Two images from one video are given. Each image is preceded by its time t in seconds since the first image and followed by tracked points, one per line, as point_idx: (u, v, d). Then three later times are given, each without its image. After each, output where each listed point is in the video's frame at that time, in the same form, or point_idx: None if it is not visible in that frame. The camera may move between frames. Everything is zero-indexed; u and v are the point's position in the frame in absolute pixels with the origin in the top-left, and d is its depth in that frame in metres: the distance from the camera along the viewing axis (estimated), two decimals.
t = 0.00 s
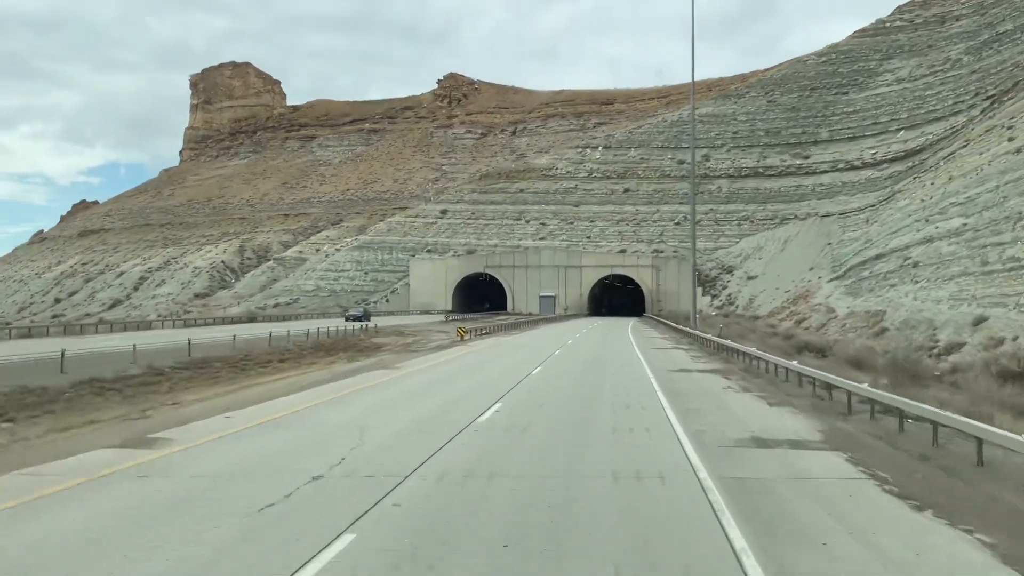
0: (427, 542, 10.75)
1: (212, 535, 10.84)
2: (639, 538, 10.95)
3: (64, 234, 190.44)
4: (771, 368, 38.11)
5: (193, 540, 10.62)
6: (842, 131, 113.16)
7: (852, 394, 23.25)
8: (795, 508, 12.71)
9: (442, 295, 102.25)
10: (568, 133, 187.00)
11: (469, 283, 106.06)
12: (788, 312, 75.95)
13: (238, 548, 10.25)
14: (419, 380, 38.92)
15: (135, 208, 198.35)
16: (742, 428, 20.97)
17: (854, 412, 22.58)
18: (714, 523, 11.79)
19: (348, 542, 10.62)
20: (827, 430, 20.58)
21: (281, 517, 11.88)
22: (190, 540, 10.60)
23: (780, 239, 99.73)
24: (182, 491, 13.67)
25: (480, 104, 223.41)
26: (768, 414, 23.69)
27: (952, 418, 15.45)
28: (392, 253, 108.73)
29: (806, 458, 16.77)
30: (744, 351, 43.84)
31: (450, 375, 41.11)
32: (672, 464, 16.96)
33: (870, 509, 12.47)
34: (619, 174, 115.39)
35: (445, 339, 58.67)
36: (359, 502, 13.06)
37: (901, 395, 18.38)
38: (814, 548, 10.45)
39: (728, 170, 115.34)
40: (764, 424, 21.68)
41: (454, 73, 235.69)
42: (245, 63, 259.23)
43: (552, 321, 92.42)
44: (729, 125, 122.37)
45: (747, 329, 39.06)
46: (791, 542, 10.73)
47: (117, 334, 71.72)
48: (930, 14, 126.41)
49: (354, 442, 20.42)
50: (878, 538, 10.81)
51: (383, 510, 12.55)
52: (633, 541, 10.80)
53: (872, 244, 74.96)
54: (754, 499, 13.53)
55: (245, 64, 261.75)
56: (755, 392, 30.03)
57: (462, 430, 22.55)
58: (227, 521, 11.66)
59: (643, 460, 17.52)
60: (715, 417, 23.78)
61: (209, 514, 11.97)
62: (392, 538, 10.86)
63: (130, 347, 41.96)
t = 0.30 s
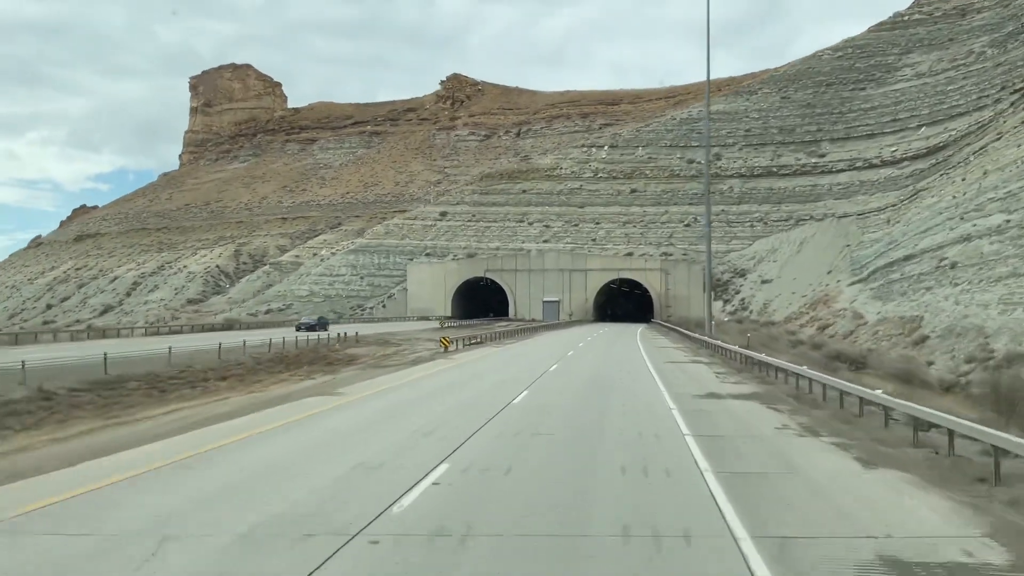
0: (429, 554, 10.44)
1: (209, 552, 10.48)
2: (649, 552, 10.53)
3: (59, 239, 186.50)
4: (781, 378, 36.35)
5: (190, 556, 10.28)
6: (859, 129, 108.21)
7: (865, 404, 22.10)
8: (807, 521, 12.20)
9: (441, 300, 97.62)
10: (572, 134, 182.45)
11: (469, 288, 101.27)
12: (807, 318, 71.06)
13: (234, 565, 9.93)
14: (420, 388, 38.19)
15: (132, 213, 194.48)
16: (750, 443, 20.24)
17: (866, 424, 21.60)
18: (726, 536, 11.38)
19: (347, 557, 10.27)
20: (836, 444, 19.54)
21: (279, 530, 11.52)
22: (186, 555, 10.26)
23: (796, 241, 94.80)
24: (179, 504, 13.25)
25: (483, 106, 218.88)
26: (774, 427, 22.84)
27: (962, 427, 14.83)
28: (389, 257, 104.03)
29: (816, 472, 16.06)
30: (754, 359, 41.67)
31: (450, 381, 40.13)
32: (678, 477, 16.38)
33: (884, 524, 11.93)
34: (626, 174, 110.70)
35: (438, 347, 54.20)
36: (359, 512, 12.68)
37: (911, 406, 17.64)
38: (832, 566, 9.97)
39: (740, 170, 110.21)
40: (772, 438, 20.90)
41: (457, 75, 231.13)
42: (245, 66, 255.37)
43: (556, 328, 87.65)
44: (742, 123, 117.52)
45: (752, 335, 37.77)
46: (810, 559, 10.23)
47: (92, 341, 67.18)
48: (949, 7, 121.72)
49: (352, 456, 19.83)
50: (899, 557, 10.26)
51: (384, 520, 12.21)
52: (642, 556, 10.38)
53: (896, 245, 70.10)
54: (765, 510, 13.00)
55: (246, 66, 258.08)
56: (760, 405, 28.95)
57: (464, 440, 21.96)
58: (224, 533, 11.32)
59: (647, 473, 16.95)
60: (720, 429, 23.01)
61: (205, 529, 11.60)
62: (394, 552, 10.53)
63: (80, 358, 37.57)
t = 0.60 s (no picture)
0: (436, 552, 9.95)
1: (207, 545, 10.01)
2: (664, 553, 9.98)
3: (54, 242, 182.69)
4: (794, 379, 34.41)
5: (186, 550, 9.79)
6: (878, 123, 102.99)
7: (876, 404, 20.97)
8: (827, 522, 11.56)
9: (440, 304, 92.86)
10: (579, 133, 177.80)
11: (469, 291, 96.43)
12: (829, 322, 66.12)
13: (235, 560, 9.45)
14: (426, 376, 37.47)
15: (129, 215, 190.48)
16: (758, 440, 19.44)
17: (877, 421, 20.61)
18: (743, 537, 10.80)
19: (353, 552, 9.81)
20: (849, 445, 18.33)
21: (278, 523, 11.01)
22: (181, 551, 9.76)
23: (814, 240, 89.79)
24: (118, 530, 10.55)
25: (488, 105, 214.18)
26: (783, 423, 21.97)
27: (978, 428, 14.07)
28: (386, 258, 99.19)
29: (832, 473, 15.24)
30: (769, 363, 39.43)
31: (453, 372, 39.15)
32: (688, 473, 15.74)
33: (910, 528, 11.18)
34: (634, 171, 105.86)
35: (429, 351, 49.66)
36: (361, 506, 12.16)
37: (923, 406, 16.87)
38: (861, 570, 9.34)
39: (752, 166, 104.70)
40: (781, 436, 20.06)
41: (461, 74, 226.41)
42: (246, 66, 251.30)
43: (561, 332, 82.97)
44: (755, 118, 112.53)
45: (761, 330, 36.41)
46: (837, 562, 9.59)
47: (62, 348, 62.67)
48: None
49: (355, 442, 19.26)
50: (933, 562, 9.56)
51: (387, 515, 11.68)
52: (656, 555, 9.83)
53: (926, 242, 65.03)
54: (782, 511, 12.35)
55: (246, 67, 254.38)
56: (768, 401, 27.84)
57: (467, 431, 21.36)
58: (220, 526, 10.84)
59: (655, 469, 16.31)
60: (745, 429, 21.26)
61: (200, 523, 11.06)
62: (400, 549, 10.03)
63: (14, 367, 32.97)
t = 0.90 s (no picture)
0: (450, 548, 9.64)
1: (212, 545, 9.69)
2: (674, 548, 9.64)
3: (46, 242, 178.71)
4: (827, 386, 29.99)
5: (192, 549, 9.47)
6: (897, 113, 98.12)
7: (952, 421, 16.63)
8: (838, 518, 11.20)
9: (436, 305, 88.20)
10: (583, 129, 172.94)
11: (467, 291, 91.78)
12: (853, 324, 61.27)
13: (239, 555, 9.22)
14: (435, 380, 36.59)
15: (124, 214, 186.69)
16: (768, 437, 18.87)
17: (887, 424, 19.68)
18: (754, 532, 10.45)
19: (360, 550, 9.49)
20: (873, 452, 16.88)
21: (264, 545, 9.61)
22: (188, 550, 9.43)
23: (832, 237, 85.00)
24: None
25: (490, 101, 209.33)
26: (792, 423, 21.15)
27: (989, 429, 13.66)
28: (380, 257, 94.46)
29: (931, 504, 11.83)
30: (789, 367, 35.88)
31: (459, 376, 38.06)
32: (697, 474, 15.22)
33: (926, 526, 10.76)
34: (640, 165, 100.98)
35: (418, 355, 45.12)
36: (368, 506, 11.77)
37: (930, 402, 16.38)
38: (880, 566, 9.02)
39: (764, 160, 99.72)
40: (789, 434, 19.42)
41: (463, 69, 221.54)
42: (244, 63, 246.88)
43: (565, 334, 78.40)
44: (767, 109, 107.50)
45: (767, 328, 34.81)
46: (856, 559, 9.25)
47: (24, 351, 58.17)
48: None
49: (356, 439, 18.64)
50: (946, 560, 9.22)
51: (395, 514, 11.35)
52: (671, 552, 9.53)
53: (957, 236, 60.08)
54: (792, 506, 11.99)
55: (245, 64, 250.22)
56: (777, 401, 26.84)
57: (473, 429, 20.73)
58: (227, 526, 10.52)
59: (669, 470, 15.74)
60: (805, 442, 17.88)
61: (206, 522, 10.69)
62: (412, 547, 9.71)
63: None
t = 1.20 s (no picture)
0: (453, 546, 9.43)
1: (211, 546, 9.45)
2: None
3: (35, 240, 174.94)
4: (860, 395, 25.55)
5: (192, 553, 9.19)
6: (913, 102, 93.39)
7: None
8: (841, 514, 10.89)
9: (429, 304, 83.88)
10: (584, 122, 168.33)
11: (462, 289, 87.30)
12: (874, 323, 56.64)
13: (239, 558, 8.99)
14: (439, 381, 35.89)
15: (116, 212, 182.69)
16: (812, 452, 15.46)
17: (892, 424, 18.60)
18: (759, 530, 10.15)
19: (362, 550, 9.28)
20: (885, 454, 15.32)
21: None
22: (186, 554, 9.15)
23: (846, 230, 80.48)
24: None
25: (489, 96, 204.40)
26: (793, 420, 20.56)
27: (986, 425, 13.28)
28: (370, 254, 89.87)
29: None
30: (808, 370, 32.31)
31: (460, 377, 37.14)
32: (700, 468, 14.86)
33: (930, 523, 10.42)
34: (644, 157, 96.35)
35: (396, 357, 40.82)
36: (369, 507, 11.50)
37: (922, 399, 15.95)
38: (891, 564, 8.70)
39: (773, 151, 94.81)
40: (785, 431, 18.96)
41: (462, 63, 217.12)
42: (240, 58, 243.43)
43: (565, 335, 73.92)
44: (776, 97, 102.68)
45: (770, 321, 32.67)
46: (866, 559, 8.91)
47: None
48: None
49: (356, 438, 18.27)
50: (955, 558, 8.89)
51: (397, 514, 11.10)
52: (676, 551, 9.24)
53: (987, 228, 55.38)
54: (794, 502, 11.66)
55: (241, 58, 246.15)
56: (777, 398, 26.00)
57: (474, 428, 20.30)
58: (227, 528, 10.27)
59: (670, 466, 15.35)
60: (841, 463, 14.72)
61: (206, 525, 10.42)
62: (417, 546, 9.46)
63: None
